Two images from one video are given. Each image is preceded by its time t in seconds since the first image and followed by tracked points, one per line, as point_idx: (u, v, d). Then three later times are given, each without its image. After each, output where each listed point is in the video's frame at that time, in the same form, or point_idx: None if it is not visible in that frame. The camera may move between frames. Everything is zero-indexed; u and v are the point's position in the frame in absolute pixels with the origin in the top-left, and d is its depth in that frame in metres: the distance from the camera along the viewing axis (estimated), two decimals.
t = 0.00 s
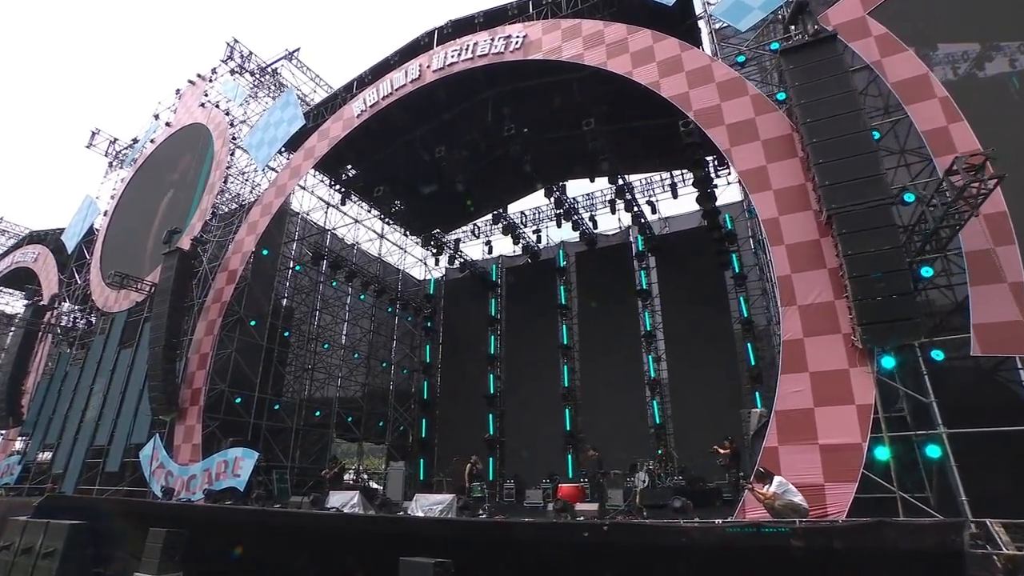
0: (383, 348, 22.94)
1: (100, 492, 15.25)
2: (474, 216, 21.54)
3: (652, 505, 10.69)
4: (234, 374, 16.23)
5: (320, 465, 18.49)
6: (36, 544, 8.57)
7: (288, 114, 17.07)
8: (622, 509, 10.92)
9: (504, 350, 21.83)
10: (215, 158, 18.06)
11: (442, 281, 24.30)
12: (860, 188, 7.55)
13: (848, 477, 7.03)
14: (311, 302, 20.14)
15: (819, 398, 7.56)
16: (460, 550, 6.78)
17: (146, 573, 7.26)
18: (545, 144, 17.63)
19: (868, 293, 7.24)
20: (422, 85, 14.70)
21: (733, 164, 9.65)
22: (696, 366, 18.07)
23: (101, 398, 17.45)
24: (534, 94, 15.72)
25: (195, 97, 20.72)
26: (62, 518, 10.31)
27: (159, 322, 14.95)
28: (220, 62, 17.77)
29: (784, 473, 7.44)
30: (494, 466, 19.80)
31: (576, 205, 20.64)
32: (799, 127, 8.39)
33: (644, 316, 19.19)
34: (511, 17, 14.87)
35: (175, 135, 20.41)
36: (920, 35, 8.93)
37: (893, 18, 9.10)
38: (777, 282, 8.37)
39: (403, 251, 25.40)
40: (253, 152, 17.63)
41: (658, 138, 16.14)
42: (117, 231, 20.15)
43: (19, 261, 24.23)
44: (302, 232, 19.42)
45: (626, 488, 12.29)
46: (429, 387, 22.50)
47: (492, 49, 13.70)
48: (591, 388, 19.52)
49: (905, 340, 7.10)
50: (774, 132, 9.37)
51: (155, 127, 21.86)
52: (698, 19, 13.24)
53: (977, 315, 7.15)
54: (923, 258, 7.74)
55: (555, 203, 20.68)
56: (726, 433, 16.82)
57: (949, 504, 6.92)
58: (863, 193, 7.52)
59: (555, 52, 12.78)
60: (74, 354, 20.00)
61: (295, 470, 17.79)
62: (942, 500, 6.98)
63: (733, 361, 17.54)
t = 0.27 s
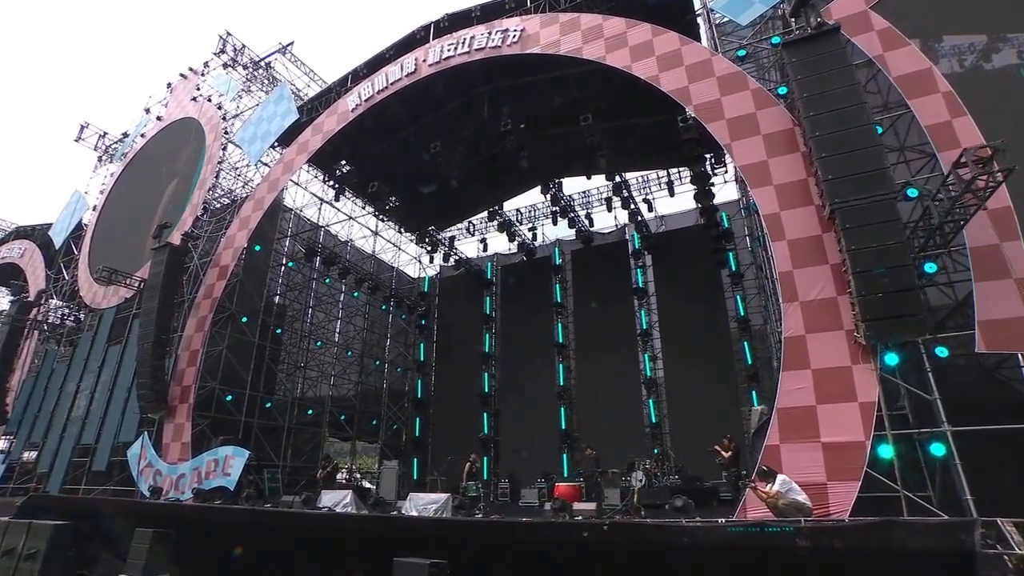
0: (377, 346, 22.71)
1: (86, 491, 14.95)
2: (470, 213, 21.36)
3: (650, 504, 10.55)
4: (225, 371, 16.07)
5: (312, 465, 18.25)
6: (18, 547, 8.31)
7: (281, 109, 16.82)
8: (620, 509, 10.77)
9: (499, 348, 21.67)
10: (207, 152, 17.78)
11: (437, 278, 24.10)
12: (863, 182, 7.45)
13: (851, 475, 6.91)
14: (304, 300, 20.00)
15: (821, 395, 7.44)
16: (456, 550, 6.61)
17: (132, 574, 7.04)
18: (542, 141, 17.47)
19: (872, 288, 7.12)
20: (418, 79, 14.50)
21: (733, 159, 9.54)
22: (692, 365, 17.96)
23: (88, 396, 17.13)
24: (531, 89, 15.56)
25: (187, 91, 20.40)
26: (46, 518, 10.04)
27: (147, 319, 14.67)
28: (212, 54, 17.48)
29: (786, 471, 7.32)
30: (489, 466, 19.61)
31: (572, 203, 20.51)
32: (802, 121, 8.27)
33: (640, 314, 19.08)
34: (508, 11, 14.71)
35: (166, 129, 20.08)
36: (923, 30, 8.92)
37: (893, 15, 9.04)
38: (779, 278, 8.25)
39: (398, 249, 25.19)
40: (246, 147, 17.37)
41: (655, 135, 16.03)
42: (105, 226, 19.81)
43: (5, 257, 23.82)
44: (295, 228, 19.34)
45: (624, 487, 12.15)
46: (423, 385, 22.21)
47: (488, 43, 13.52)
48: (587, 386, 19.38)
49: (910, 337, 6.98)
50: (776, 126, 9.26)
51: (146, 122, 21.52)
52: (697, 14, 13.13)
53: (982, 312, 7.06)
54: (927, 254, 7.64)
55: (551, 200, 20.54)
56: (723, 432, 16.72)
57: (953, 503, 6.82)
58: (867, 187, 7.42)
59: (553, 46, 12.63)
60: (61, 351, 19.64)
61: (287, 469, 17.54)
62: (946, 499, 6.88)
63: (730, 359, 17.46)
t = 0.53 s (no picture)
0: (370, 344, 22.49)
1: (72, 491, 14.66)
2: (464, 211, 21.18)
3: (646, 504, 10.42)
4: (215, 368, 15.75)
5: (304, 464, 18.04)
6: None
7: (274, 103, 16.58)
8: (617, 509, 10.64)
9: (493, 347, 21.51)
10: (198, 147, 17.51)
11: (431, 276, 23.91)
12: (866, 177, 7.33)
13: (853, 474, 6.79)
14: (296, 297, 19.76)
15: (823, 393, 7.32)
16: (451, 551, 6.44)
17: None
18: (538, 138, 17.32)
19: (875, 284, 6.99)
20: (413, 74, 14.31)
21: (733, 155, 9.42)
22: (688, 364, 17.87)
23: (75, 394, 16.81)
24: (528, 85, 15.40)
25: (178, 84, 20.09)
26: (30, 519, 9.78)
27: (136, 315, 14.39)
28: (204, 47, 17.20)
29: (787, 469, 7.21)
30: (482, 465, 19.45)
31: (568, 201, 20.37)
32: (804, 115, 8.15)
33: (636, 313, 18.97)
34: (506, 5, 14.54)
35: (156, 123, 19.77)
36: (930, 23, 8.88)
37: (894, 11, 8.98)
38: (779, 274, 8.13)
39: (392, 246, 24.98)
40: (238, 141, 17.11)
41: (653, 132, 15.91)
42: (94, 221, 19.47)
43: None
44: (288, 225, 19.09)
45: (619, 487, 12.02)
46: (417, 384, 22.18)
47: (485, 37, 13.35)
48: (582, 385, 19.25)
49: (914, 334, 6.86)
50: (776, 121, 9.14)
51: (136, 116, 21.18)
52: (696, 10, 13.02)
53: (987, 308, 6.93)
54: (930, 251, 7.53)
55: (547, 198, 20.40)
56: (718, 432, 16.65)
57: (954, 502, 6.75)
58: (870, 182, 7.30)
59: (551, 40, 12.48)
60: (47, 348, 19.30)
61: (278, 468, 17.32)
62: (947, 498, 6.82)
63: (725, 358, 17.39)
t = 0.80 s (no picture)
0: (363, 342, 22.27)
1: (56, 491, 14.36)
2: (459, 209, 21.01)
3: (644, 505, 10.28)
4: (205, 366, 15.62)
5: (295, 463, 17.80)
6: None
7: (266, 96, 16.33)
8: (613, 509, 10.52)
9: (488, 346, 21.33)
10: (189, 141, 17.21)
11: (425, 275, 23.71)
12: (869, 172, 7.23)
13: (856, 474, 6.67)
14: (288, 294, 19.51)
15: (824, 391, 7.20)
16: (444, 553, 6.27)
17: None
18: (534, 135, 17.16)
19: (878, 280, 6.88)
20: (408, 68, 14.10)
21: (733, 150, 9.29)
22: (683, 363, 17.77)
23: (60, 392, 16.48)
24: (524, 80, 15.23)
25: (169, 77, 19.77)
26: (11, 520, 9.51)
27: (123, 311, 14.11)
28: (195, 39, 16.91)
29: (787, 468, 7.08)
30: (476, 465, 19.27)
31: (564, 199, 20.23)
32: (805, 110, 8.03)
33: (631, 312, 18.86)
34: None
35: (146, 117, 19.44)
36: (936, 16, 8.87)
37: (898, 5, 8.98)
38: (780, 271, 8.00)
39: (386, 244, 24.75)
40: (229, 135, 16.83)
41: (650, 129, 15.80)
42: (81, 216, 19.12)
43: None
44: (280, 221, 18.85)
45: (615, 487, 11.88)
46: (410, 383, 21.98)
47: (481, 31, 13.16)
48: (577, 384, 19.12)
49: (917, 332, 6.75)
50: (777, 117, 9.02)
51: (125, 109, 20.83)
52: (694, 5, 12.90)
53: (989, 305, 6.86)
54: (933, 248, 7.43)
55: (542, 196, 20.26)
56: (713, 431, 16.56)
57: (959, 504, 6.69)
58: (873, 177, 7.19)
59: (548, 35, 12.32)
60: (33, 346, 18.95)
61: (269, 468, 17.07)
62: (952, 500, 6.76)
63: (721, 357, 17.31)
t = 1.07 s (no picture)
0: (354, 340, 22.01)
1: (37, 491, 14.02)
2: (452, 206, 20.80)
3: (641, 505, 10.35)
4: (193, 364, 15.37)
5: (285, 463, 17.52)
6: None
7: (258, 89, 16.03)
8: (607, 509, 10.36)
9: (481, 344, 21.12)
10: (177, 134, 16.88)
11: (418, 272, 23.48)
12: (872, 166, 7.10)
13: (859, 473, 6.53)
14: (279, 291, 19.22)
15: (826, 389, 7.07)
16: (436, 554, 6.08)
17: None
18: (530, 131, 16.97)
19: (882, 277, 6.75)
20: (403, 61, 13.86)
21: (732, 145, 9.15)
22: (678, 362, 17.66)
23: (42, 389, 16.11)
24: (520, 75, 15.03)
25: (157, 70, 19.39)
26: None
27: (107, 307, 13.78)
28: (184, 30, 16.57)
29: (788, 467, 6.94)
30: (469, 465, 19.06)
31: (558, 196, 20.07)
32: (807, 103, 7.90)
33: (626, 310, 18.74)
34: None
35: (134, 110, 19.06)
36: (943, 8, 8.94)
37: None
38: (781, 267, 7.86)
39: (378, 241, 24.49)
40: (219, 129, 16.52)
41: (646, 125, 15.64)
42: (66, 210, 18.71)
43: None
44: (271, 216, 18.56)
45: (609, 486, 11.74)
46: (402, 381, 21.76)
47: (477, 24, 12.94)
48: (570, 383, 18.97)
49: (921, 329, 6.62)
50: (777, 111, 8.89)
51: (113, 102, 20.43)
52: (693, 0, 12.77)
53: (994, 302, 6.74)
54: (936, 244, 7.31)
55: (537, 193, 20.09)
56: (708, 430, 16.47)
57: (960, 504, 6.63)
58: (877, 171, 7.06)
59: (545, 28, 12.13)
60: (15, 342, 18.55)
61: (257, 467, 16.78)
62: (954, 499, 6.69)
63: (716, 357, 17.21)
